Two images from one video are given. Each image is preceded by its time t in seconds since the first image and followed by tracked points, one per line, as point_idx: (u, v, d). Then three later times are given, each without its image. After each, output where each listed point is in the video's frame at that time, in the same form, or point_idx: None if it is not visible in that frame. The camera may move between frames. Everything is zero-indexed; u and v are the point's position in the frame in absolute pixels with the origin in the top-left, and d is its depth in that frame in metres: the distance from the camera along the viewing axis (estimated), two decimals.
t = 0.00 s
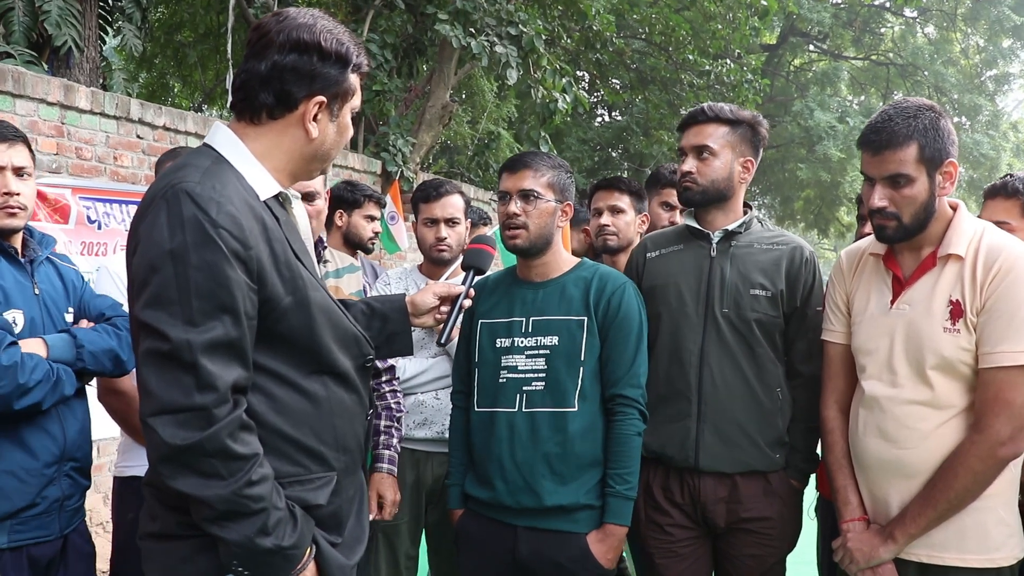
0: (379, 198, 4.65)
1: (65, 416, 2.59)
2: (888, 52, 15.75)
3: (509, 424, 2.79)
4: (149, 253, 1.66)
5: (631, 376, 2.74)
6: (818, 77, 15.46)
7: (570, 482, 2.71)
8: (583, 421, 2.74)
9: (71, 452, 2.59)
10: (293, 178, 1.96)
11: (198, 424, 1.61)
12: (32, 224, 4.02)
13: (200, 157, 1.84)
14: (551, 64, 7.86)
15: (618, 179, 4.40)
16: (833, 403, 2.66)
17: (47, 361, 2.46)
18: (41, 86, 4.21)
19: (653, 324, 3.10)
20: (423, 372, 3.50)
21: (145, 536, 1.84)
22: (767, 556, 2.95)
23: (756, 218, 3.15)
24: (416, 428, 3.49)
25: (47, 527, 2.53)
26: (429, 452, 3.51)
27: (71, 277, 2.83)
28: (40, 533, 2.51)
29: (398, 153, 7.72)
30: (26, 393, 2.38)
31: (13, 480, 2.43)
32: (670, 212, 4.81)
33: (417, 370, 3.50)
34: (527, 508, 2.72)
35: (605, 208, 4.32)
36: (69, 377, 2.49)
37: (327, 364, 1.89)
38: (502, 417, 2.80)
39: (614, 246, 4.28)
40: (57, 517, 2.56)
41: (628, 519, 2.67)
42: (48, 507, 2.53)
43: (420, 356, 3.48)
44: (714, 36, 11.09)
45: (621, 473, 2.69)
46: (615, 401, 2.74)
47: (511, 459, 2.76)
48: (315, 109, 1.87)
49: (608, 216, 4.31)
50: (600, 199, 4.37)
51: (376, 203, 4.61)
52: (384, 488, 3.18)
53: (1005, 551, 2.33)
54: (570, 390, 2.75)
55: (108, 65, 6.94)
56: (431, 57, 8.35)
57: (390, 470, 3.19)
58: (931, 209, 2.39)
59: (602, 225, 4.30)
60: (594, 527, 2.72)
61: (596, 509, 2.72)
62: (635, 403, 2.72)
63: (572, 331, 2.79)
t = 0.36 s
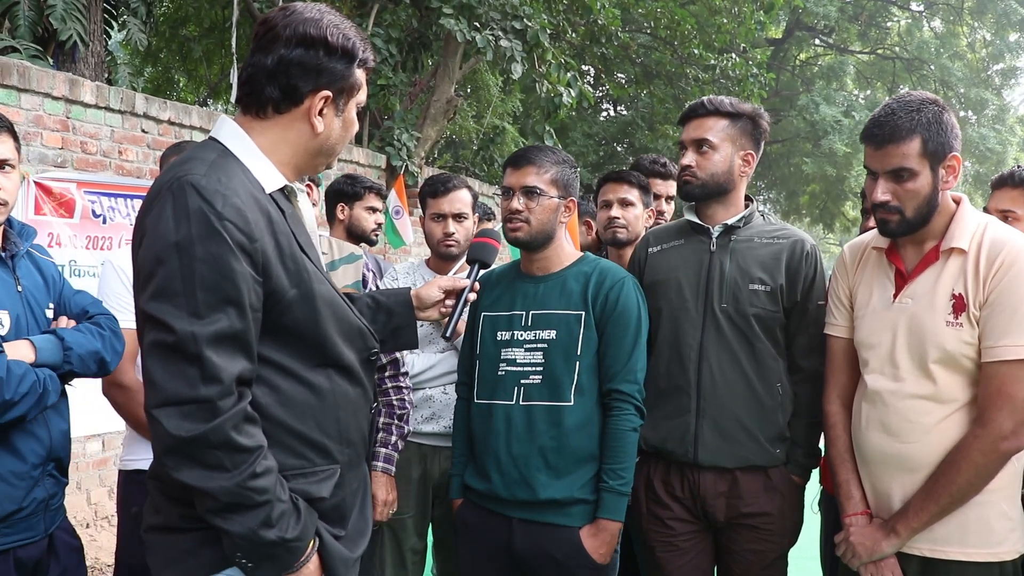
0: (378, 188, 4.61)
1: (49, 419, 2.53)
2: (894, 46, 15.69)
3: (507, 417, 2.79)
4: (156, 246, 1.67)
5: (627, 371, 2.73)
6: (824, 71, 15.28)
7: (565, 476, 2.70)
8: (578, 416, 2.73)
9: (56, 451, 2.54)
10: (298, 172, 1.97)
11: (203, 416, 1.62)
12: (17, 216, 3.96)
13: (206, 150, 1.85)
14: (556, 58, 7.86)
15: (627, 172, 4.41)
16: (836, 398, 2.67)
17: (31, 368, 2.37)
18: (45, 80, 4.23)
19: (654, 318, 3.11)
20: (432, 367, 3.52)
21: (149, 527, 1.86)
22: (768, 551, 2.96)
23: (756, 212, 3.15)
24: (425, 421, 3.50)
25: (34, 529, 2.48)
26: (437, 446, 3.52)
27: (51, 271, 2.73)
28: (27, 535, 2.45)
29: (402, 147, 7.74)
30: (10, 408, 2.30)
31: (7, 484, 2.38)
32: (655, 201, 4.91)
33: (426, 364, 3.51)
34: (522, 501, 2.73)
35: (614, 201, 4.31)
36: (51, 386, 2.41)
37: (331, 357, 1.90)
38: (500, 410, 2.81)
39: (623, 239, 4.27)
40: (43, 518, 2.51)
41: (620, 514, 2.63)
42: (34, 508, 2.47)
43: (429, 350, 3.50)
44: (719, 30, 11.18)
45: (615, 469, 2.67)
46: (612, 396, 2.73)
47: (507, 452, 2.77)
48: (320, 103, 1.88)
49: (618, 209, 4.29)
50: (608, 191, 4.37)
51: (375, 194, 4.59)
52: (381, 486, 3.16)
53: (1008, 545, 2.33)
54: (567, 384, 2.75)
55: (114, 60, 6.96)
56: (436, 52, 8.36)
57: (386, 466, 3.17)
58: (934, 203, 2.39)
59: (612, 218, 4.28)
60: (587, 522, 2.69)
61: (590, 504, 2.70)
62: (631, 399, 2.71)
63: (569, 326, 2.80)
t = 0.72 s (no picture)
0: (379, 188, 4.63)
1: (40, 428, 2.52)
2: (895, 41, 15.68)
3: (505, 417, 2.80)
4: (159, 249, 1.67)
5: (624, 367, 2.73)
6: (824, 66, 15.41)
7: (564, 473, 2.71)
8: (576, 413, 2.74)
9: (46, 460, 2.53)
10: (299, 174, 1.98)
11: (208, 419, 1.63)
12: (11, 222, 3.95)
13: (208, 154, 1.85)
14: (556, 58, 7.86)
15: (626, 171, 4.43)
16: (838, 395, 2.67)
17: (17, 385, 2.35)
18: (47, 84, 4.24)
19: (657, 317, 3.12)
20: (436, 368, 3.52)
21: (154, 531, 1.86)
22: (772, 549, 2.96)
23: (758, 210, 3.15)
24: (431, 422, 3.51)
25: (23, 537, 2.47)
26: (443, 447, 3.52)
27: (35, 272, 2.69)
28: (18, 543, 2.45)
29: (404, 148, 7.75)
30: None
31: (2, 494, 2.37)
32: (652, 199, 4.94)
33: (431, 365, 3.52)
34: (522, 499, 2.73)
35: (614, 200, 4.32)
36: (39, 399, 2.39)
37: (335, 358, 1.91)
38: (498, 409, 2.82)
39: (623, 238, 4.28)
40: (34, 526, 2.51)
41: (620, 509, 2.64)
42: (25, 517, 2.46)
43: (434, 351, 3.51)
44: (719, 28, 11.08)
45: (614, 464, 2.68)
46: (608, 393, 2.73)
47: (506, 452, 2.77)
48: (320, 105, 1.88)
49: (618, 209, 4.30)
50: (608, 190, 4.39)
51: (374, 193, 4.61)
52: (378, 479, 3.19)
53: (1012, 541, 2.33)
54: (565, 382, 2.75)
55: (115, 63, 6.97)
56: (436, 53, 8.37)
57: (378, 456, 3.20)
58: (934, 199, 2.37)
59: (612, 218, 4.28)
60: (588, 518, 2.70)
61: (590, 500, 2.71)
62: (628, 394, 2.71)
63: (566, 324, 2.80)
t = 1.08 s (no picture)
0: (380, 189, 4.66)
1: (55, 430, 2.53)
2: (894, 37, 15.69)
3: (507, 416, 2.79)
4: (159, 252, 1.68)
5: (626, 363, 2.74)
6: (823, 63, 15.46)
7: (568, 471, 2.71)
8: (580, 410, 2.74)
9: (62, 461, 2.54)
10: (300, 176, 1.97)
11: (202, 422, 1.63)
12: (9, 225, 3.95)
13: (209, 157, 1.85)
14: (556, 57, 7.87)
15: (621, 171, 4.38)
16: (841, 391, 2.67)
17: (25, 387, 2.35)
18: (47, 89, 4.25)
19: (662, 316, 3.13)
20: (437, 366, 3.46)
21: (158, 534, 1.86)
22: (778, 545, 2.97)
23: (761, 207, 3.15)
24: (429, 422, 3.51)
25: (45, 539, 2.49)
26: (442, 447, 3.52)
27: (37, 278, 2.71)
28: (40, 545, 2.47)
29: (404, 149, 7.75)
30: (7, 433, 2.29)
31: (25, 495, 2.40)
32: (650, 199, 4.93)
33: (431, 364, 3.45)
34: (527, 498, 2.73)
35: (604, 205, 4.33)
36: (49, 400, 2.40)
37: (336, 360, 1.91)
38: (500, 408, 2.81)
39: (614, 242, 4.31)
40: (54, 528, 2.53)
41: (625, 505, 2.65)
42: (45, 519, 2.47)
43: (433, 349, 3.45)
44: (718, 25, 11.24)
45: (618, 460, 2.68)
46: (610, 389, 2.74)
47: (509, 451, 2.77)
48: (322, 106, 1.88)
49: (608, 214, 4.31)
50: (602, 193, 4.37)
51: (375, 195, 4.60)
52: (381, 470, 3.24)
53: (1017, 536, 2.33)
54: (567, 379, 2.75)
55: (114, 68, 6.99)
56: (436, 54, 8.38)
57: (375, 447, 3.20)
58: (935, 195, 2.35)
59: (601, 223, 4.32)
60: (592, 515, 2.71)
61: (595, 497, 2.72)
62: (629, 390, 2.72)
63: (567, 322, 2.80)
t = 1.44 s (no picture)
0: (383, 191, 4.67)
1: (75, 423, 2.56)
2: (897, 39, 15.71)
3: (513, 416, 2.79)
4: (161, 254, 1.68)
5: (633, 365, 2.74)
6: (826, 65, 15.47)
7: (574, 472, 2.70)
8: (587, 411, 2.74)
9: (83, 455, 2.57)
10: (301, 176, 1.98)
11: (175, 417, 1.62)
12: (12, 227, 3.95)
13: (211, 156, 1.85)
14: (558, 58, 7.88)
15: (614, 174, 4.29)
16: (844, 393, 2.66)
17: (51, 380, 2.39)
18: (50, 89, 4.27)
19: (665, 317, 3.14)
20: (435, 366, 3.43)
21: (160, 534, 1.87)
22: (781, 545, 2.99)
23: (762, 208, 3.16)
24: (427, 423, 3.51)
25: (68, 531, 2.53)
26: (442, 448, 3.53)
27: (47, 280, 2.72)
28: (63, 537, 2.51)
29: (406, 150, 7.76)
30: (38, 422, 2.33)
31: (52, 486, 2.44)
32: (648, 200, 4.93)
33: (429, 364, 3.42)
34: (531, 499, 2.72)
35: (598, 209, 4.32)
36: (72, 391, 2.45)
37: (338, 360, 1.91)
38: (506, 408, 2.81)
39: (604, 247, 4.32)
40: (77, 520, 2.57)
41: (631, 508, 2.65)
42: (68, 512, 2.51)
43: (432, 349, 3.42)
44: (719, 27, 11.06)
45: (624, 463, 2.68)
46: (617, 391, 2.73)
47: (515, 451, 2.76)
48: (325, 105, 1.89)
49: (600, 219, 4.29)
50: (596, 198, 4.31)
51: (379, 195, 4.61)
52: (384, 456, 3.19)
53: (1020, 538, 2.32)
54: (574, 380, 2.75)
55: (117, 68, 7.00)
56: (438, 54, 8.39)
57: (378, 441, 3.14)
58: (938, 196, 2.35)
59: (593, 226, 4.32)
60: (598, 517, 2.70)
61: (600, 499, 2.71)
62: (637, 393, 2.72)
63: (575, 323, 2.80)
